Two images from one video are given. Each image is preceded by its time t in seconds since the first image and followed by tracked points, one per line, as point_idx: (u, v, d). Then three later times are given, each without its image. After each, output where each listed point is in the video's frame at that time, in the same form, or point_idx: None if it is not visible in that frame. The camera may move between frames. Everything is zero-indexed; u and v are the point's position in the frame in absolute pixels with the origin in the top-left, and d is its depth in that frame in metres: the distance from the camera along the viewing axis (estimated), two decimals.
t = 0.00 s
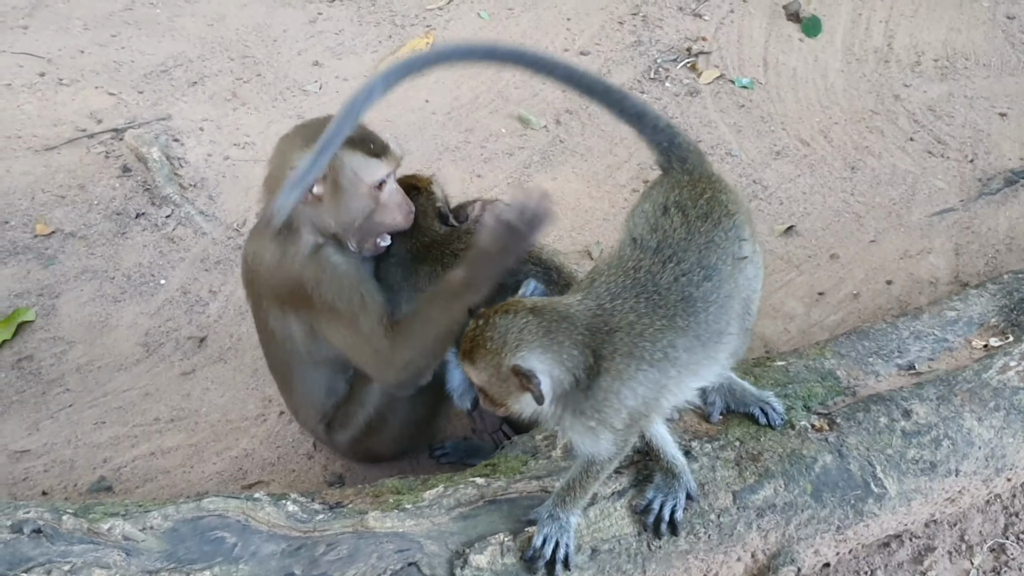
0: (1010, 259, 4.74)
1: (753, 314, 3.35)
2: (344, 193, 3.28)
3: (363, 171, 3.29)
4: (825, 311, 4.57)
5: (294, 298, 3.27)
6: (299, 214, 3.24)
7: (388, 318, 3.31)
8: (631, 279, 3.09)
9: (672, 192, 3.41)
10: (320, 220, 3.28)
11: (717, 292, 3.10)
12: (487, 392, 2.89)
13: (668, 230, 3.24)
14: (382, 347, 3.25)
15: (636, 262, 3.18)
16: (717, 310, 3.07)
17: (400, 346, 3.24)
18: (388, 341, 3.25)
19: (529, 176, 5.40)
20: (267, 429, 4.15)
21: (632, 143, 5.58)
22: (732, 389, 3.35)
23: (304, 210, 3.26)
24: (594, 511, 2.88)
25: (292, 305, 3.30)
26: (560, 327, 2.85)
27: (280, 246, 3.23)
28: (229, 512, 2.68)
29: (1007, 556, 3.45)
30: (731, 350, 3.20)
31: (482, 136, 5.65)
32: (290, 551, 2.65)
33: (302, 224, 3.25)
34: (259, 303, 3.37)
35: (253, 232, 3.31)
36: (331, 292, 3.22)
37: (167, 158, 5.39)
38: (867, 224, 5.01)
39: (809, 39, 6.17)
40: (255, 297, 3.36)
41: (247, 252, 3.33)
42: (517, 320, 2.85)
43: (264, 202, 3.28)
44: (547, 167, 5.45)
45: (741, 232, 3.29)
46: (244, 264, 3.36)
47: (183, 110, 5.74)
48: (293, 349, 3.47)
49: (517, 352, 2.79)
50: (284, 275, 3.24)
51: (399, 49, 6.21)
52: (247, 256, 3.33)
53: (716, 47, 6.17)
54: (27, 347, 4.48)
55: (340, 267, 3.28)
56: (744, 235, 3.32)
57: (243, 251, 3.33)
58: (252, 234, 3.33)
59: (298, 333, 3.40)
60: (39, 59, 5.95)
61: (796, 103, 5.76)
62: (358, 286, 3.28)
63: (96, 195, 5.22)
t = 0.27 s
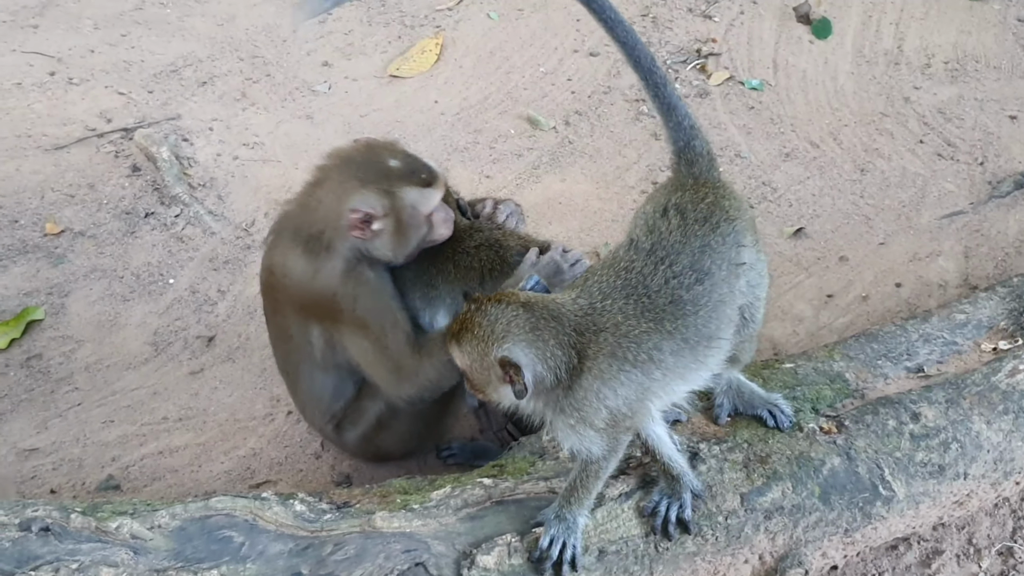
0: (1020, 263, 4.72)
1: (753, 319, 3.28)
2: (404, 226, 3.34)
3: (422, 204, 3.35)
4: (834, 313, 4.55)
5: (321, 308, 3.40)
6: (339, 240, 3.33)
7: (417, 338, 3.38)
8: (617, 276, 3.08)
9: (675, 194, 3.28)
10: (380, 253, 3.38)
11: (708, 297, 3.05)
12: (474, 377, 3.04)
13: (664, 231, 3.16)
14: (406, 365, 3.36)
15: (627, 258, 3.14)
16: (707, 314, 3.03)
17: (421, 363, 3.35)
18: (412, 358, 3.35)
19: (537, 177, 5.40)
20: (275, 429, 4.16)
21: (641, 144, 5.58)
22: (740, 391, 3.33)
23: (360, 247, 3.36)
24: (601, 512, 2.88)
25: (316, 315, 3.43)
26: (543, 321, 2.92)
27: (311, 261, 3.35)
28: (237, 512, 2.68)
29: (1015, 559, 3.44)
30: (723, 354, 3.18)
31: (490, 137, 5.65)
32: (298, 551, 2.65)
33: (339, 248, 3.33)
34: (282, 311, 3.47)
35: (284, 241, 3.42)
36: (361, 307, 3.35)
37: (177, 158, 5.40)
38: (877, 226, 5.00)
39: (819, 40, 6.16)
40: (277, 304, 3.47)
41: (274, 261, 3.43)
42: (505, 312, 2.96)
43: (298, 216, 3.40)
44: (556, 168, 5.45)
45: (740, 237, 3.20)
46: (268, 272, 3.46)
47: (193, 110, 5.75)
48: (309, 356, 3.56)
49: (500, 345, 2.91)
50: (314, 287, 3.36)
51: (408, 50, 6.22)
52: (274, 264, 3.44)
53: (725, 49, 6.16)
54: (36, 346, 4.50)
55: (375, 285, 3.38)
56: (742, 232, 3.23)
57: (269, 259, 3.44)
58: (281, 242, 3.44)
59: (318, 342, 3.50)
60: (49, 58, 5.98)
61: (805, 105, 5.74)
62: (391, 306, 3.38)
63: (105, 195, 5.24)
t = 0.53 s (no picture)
0: None
1: (754, 320, 3.25)
2: (415, 229, 3.38)
3: (432, 207, 3.39)
4: (840, 316, 4.55)
5: (335, 309, 3.43)
6: (353, 243, 3.35)
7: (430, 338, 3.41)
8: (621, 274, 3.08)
9: (676, 193, 3.31)
10: (390, 256, 3.41)
11: (711, 295, 3.03)
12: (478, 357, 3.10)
13: (667, 228, 3.17)
14: (420, 365, 3.40)
15: (630, 258, 3.14)
16: (710, 312, 3.01)
17: (435, 364, 3.38)
18: (427, 358, 3.39)
19: (543, 178, 5.40)
20: (281, 429, 4.17)
21: (648, 146, 5.58)
22: (746, 394, 3.33)
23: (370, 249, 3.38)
24: (605, 514, 2.87)
25: (330, 316, 3.46)
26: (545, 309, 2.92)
27: (325, 261, 3.38)
28: (242, 512, 2.69)
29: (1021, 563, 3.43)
30: (724, 352, 3.15)
31: (497, 138, 5.66)
32: (303, 551, 2.66)
33: (353, 251, 3.35)
34: (295, 311, 3.49)
35: (298, 242, 3.44)
36: (376, 307, 3.38)
37: (184, 158, 5.42)
38: (883, 229, 4.99)
39: (826, 43, 6.15)
40: (290, 304, 3.49)
41: (288, 261, 3.45)
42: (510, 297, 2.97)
43: (313, 218, 3.40)
44: (562, 170, 5.45)
45: (741, 235, 3.20)
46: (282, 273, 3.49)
47: (200, 110, 5.77)
48: (320, 355, 3.58)
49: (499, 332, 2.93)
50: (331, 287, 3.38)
51: (415, 51, 6.23)
52: (288, 265, 3.46)
53: (732, 51, 6.15)
54: (42, 345, 4.51)
55: (391, 284, 3.41)
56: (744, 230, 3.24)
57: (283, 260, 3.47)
58: (295, 243, 3.45)
59: (329, 342, 3.53)
60: (57, 58, 6.00)
61: (812, 108, 5.74)
62: (407, 307, 3.41)
63: (112, 195, 5.25)
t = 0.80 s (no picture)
0: None
1: (754, 321, 3.28)
2: (431, 226, 3.48)
3: (447, 204, 3.50)
4: (843, 318, 4.54)
5: (343, 308, 3.42)
6: (366, 241, 3.37)
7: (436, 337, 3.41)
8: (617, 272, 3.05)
9: (677, 191, 3.34)
10: (405, 253, 3.48)
11: (711, 289, 3.06)
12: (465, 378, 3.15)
13: (670, 223, 3.17)
14: (428, 365, 3.38)
15: (630, 253, 3.12)
16: (709, 306, 3.04)
17: (440, 363, 3.36)
18: (432, 358, 3.37)
19: (547, 179, 5.40)
20: (283, 429, 4.17)
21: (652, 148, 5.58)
22: (749, 396, 3.32)
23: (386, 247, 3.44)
24: (606, 516, 2.84)
25: (338, 315, 3.45)
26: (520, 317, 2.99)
27: (333, 260, 3.37)
28: (244, 512, 2.70)
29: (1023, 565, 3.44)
30: (724, 348, 3.18)
31: (500, 139, 5.66)
32: (305, 551, 2.66)
33: (365, 248, 3.36)
34: (300, 310, 3.47)
35: (305, 242, 3.43)
36: (386, 306, 3.39)
37: (188, 158, 5.43)
38: (886, 231, 4.99)
39: (830, 45, 6.15)
40: (296, 305, 3.47)
41: (294, 261, 3.43)
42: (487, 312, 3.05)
43: (322, 217, 3.40)
44: (565, 171, 5.45)
45: (741, 234, 3.24)
46: (287, 271, 3.46)
47: (204, 111, 5.78)
48: (325, 356, 3.56)
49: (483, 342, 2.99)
50: (339, 285, 3.38)
51: (419, 52, 6.23)
52: (294, 264, 3.44)
53: (736, 53, 6.15)
54: (45, 345, 4.52)
55: (400, 284, 3.42)
56: (744, 229, 3.28)
57: (289, 258, 3.45)
58: (302, 243, 3.44)
59: (334, 341, 3.52)
60: (61, 58, 6.02)
61: (816, 109, 5.74)
62: (415, 308, 3.41)
63: (116, 195, 5.26)
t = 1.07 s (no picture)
0: None
1: (762, 321, 3.21)
2: (462, 213, 3.50)
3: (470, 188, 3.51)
4: (850, 320, 4.53)
5: (371, 316, 3.38)
6: (401, 247, 3.35)
7: (453, 343, 3.43)
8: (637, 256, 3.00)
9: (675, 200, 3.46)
10: (444, 245, 3.47)
11: (735, 250, 3.11)
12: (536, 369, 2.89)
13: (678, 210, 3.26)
14: (446, 373, 3.36)
15: (648, 234, 3.12)
16: (738, 263, 3.09)
17: (458, 368, 3.34)
18: (448, 366, 3.36)
19: (553, 180, 5.40)
20: (290, 430, 4.18)
21: (658, 149, 5.57)
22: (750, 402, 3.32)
23: (430, 239, 3.40)
24: (612, 518, 2.85)
25: (360, 322, 3.40)
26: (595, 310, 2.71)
27: (364, 267, 3.35)
28: (250, 513, 2.70)
29: None
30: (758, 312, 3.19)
31: (507, 141, 5.66)
32: (310, 552, 2.67)
33: (398, 256, 3.36)
34: (319, 319, 3.40)
35: (333, 250, 3.40)
36: (411, 313, 3.36)
37: (195, 160, 5.45)
38: (894, 233, 4.97)
39: (837, 46, 6.14)
40: (320, 317, 3.40)
41: (320, 273, 3.39)
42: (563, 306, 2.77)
43: (352, 225, 3.39)
44: (572, 173, 5.45)
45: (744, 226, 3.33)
46: (309, 280, 3.41)
47: (211, 113, 5.80)
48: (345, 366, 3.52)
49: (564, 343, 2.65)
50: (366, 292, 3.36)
51: (426, 54, 6.24)
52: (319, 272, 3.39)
53: (743, 54, 6.14)
54: (53, 346, 4.54)
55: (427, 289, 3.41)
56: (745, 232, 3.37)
57: (314, 266, 3.41)
58: (327, 255, 3.40)
59: (357, 352, 3.49)
60: (70, 60, 6.05)
61: (823, 111, 5.72)
62: (439, 314, 3.41)
63: (123, 196, 5.29)
